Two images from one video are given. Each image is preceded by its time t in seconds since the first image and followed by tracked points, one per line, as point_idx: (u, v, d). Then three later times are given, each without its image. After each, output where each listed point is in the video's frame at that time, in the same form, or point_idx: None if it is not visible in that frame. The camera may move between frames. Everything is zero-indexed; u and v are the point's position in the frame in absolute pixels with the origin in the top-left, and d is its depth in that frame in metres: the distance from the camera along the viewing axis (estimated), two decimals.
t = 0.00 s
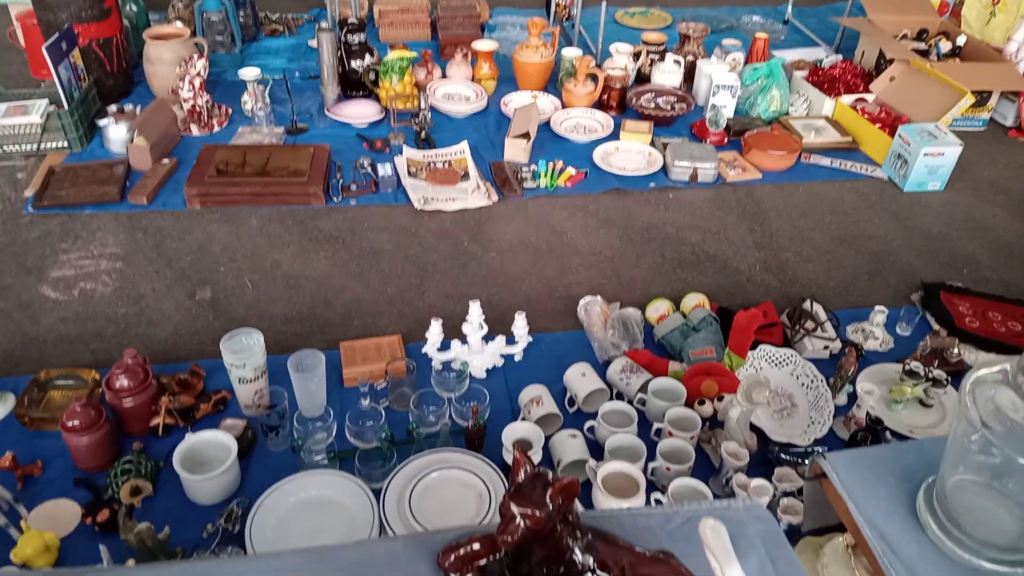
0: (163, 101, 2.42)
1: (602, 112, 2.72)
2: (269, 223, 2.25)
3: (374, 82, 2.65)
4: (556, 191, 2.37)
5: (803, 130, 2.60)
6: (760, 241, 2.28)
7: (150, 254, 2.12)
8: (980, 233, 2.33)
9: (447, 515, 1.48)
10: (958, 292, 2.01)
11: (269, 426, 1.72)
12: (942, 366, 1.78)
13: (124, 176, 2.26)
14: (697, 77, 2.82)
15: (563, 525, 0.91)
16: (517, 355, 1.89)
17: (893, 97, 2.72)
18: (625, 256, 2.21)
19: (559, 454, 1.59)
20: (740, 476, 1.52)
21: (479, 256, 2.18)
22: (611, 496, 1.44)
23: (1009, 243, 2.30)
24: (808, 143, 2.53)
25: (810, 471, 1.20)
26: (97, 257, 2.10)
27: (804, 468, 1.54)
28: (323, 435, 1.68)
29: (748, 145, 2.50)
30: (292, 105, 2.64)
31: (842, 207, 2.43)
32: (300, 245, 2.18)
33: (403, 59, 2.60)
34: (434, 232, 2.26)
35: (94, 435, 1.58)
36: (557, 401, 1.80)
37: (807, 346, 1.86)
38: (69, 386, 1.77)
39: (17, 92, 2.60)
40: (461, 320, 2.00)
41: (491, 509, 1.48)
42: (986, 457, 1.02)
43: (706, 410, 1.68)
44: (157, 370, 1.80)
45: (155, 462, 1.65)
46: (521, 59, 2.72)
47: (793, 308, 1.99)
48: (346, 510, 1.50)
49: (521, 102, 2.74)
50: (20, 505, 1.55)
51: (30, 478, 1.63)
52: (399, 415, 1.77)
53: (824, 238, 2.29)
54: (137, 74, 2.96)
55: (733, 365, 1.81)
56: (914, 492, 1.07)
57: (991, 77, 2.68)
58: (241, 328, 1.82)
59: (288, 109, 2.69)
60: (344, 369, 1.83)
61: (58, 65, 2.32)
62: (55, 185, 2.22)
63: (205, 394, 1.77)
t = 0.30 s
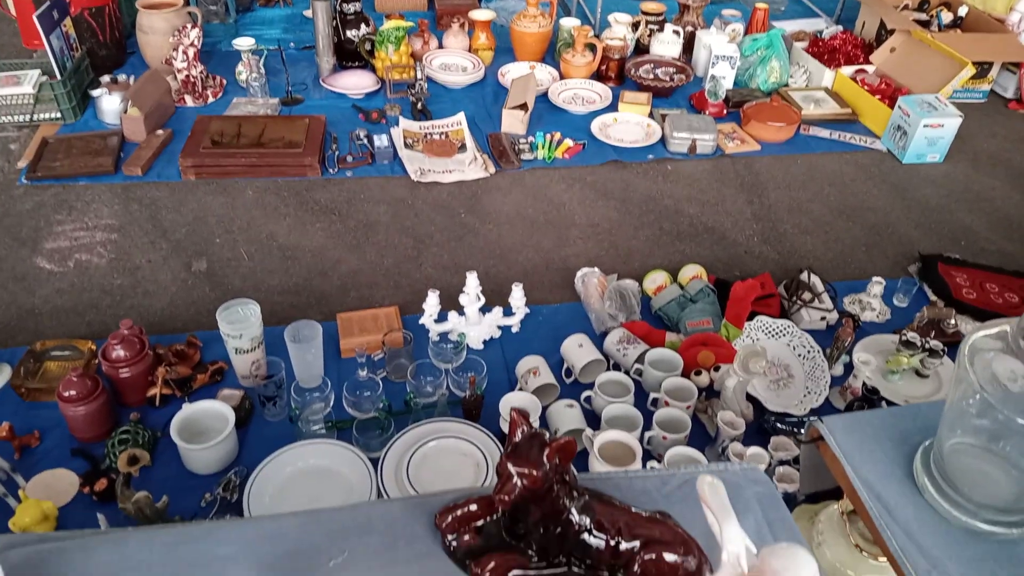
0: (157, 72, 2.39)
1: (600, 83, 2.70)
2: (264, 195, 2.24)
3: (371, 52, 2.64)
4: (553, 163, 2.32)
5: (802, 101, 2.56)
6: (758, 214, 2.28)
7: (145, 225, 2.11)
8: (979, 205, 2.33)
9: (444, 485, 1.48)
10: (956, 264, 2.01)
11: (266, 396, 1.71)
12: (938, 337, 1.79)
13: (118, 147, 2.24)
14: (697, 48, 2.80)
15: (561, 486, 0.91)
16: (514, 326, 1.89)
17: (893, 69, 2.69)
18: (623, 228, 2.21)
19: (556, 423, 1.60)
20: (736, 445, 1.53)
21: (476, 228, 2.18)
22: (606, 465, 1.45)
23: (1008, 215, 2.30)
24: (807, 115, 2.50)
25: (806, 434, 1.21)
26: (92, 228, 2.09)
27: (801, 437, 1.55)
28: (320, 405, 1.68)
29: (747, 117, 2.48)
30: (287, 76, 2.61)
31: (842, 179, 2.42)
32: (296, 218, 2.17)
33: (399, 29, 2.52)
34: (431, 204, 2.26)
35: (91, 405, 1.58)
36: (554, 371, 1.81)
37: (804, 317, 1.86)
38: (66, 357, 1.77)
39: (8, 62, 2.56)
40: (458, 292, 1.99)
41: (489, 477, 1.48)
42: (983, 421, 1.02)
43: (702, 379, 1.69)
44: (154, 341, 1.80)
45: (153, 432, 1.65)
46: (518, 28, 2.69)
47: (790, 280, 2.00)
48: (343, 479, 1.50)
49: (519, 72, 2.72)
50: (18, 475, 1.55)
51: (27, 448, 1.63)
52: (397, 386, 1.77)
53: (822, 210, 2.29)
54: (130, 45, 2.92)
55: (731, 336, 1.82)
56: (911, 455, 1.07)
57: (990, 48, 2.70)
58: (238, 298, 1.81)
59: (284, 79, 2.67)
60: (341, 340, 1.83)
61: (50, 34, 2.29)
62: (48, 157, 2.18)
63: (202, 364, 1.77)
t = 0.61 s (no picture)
0: (155, 31, 2.36)
1: (604, 45, 2.66)
2: (264, 155, 2.23)
3: (371, 12, 2.62)
4: (556, 126, 2.33)
5: (809, 63, 2.55)
6: (762, 177, 2.26)
7: (145, 185, 2.10)
8: (985, 169, 2.32)
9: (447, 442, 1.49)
10: (960, 228, 2.01)
11: (269, 353, 1.72)
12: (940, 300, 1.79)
13: (117, 108, 2.22)
14: (702, 9, 2.76)
15: (563, 430, 0.91)
16: (515, 288, 1.89)
17: (899, 31, 2.68)
18: (626, 190, 2.19)
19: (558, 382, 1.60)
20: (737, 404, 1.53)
21: (478, 191, 2.16)
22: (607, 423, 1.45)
23: (1014, 179, 2.29)
24: (813, 78, 2.49)
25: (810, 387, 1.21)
26: (92, 188, 2.08)
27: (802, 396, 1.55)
28: (323, 363, 1.67)
29: (753, 80, 2.47)
30: (287, 36, 2.58)
31: (847, 142, 2.41)
32: (297, 178, 2.16)
33: None
34: (433, 165, 2.24)
35: (93, 362, 1.58)
36: (556, 332, 1.81)
37: (806, 280, 1.86)
38: (67, 315, 1.77)
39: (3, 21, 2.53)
40: (460, 253, 1.99)
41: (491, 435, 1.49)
42: (987, 373, 1.05)
43: (704, 340, 1.69)
44: (155, 301, 1.79)
45: (155, 389, 1.65)
46: None
47: (793, 243, 1.99)
48: (346, 436, 1.51)
49: (522, 33, 2.68)
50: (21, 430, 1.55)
51: (30, 405, 1.64)
52: (398, 346, 1.77)
53: (826, 174, 2.28)
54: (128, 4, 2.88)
55: (733, 297, 1.82)
56: (915, 406, 1.07)
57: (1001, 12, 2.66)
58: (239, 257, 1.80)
59: (283, 40, 2.63)
60: (342, 300, 1.83)
61: None
62: (47, 116, 2.18)
63: (204, 323, 1.78)
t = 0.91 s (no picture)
0: (150, 12, 2.33)
1: (606, 24, 2.63)
2: (261, 137, 2.22)
3: None
4: (557, 107, 2.29)
5: (813, 44, 2.50)
6: (765, 158, 2.24)
7: (141, 168, 2.08)
8: (990, 150, 2.29)
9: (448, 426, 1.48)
10: (966, 210, 1.98)
11: (267, 339, 1.69)
12: (946, 283, 1.77)
13: (112, 90, 2.20)
14: None
15: (566, 411, 0.90)
16: (516, 272, 1.87)
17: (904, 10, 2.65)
18: (628, 173, 2.17)
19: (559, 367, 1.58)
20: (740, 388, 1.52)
21: (477, 173, 2.14)
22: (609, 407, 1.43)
23: (1019, 160, 2.26)
24: (818, 58, 2.45)
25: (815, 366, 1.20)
26: (87, 172, 2.06)
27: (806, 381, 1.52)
28: (321, 348, 1.66)
29: (757, 59, 2.43)
30: (283, 17, 2.55)
31: (852, 122, 2.39)
32: (294, 161, 2.14)
33: None
34: (432, 148, 2.22)
35: (90, 347, 1.56)
36: (557, 317, 1.79)
37: (811, 263, 1.83)
38: (64, 301, 1.75)
39: None
40: (460, 237, 1.97)
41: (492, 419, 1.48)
42: (994, 353, 1.01)
43: (707, 325, 1.67)
44: (152, 286, 1.78)
45: (153, 375, 1.64)
46: None
47: (797, 226, 1.97)
48: (346, 421, 1.49)
49: (522, 13, 2.65)
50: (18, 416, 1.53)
51: (27, 391, 1.62)
52: (398, 330, 1.76)
53: (830, 155, 2.26)
54: None
55: (736, 282, 1.79)
56: (921, 386, 1.06)
57: None
58: (236, 241, 1.79)
59: (280, 20, 2.60)
60: (341, 285, 1.81)
61: None
62: (42, 100, 2.15)
63: (201, 308, 1.76)
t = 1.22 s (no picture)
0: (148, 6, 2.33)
1: (604, 18, 2.63)
2: (261, 131, 2.21)
3: None
4: (556, 100, 2.33)
5: (811, 36, 2.52)
6: (764, 151, 2.25)
7: (140, 163, 2.08)
8: (988, 142, 2.30)
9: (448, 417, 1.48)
10: (963, 202, 1.99)
11: (267, 332, 1.69)
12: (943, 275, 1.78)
13: (111, 85, 2.21)
14: None
15: (563, 399, 0.90)
16: (515, 265, 1.87)
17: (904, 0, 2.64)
18: (627, 166, 2.18)
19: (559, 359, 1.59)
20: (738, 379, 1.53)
21: (476, 167, 2.15)
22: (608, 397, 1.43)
23: (1017, 152, 2.27)
24: (816, 51, 2.47)
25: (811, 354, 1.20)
26: (87, 166, 2.06)
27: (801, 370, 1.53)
28: (321, 341, 1.67)
29: (756, 53, 2.46)
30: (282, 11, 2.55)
31: (850, 115, 2.39)
32: (293, 155, 2.14)
33: None
34: (431, 141, 2.22)
35: (90, 340, 1.57)
36: (556, 310, 1.79)
37: (808, 255, 1.84)
38: (64, 294, 1.76)
39: None
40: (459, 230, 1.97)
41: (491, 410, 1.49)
42: (990, 342, 1.03)
43: (705, 316, 1.68)
44: (153, 279, 1.79)
45: (153, 368, 1.64)
46: None
47: (795, 218, 1.97)
48: (346, 413, 1.49)
49: (521, 7, 2.65)
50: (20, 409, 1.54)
51: (28, 384, 1.63)
52: (397, 323, 1.76)
53: (828, 147, 2.26)
54: None
55: (734, 273, 1.80)
56: (918, 374, 1.06)
57: None
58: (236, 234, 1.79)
59: (278, 14, 2.60)
60: (341, 278, 1.81)
61: None
62: (41, 93, 2.16)
63: (202, 302, 1.77)
